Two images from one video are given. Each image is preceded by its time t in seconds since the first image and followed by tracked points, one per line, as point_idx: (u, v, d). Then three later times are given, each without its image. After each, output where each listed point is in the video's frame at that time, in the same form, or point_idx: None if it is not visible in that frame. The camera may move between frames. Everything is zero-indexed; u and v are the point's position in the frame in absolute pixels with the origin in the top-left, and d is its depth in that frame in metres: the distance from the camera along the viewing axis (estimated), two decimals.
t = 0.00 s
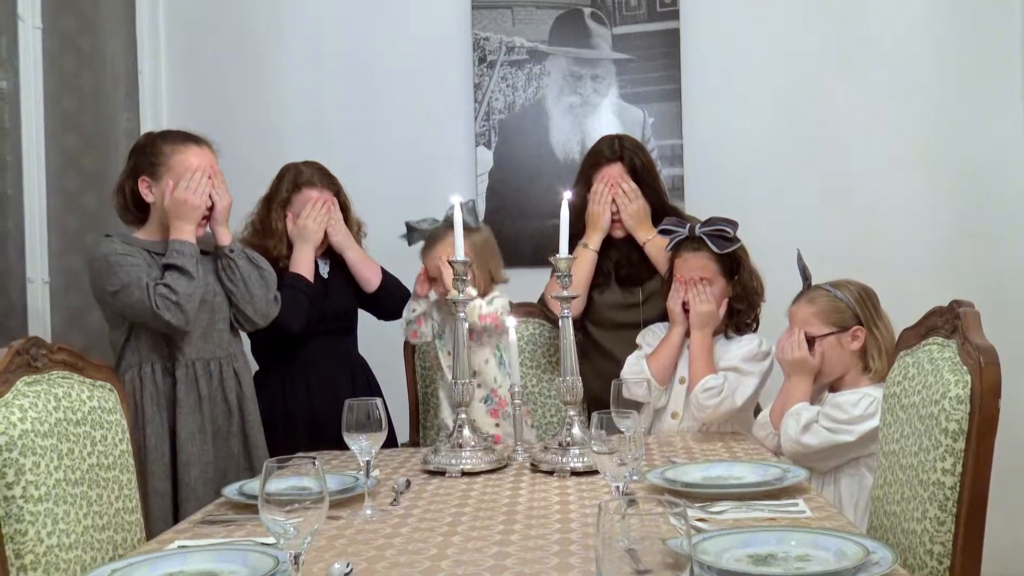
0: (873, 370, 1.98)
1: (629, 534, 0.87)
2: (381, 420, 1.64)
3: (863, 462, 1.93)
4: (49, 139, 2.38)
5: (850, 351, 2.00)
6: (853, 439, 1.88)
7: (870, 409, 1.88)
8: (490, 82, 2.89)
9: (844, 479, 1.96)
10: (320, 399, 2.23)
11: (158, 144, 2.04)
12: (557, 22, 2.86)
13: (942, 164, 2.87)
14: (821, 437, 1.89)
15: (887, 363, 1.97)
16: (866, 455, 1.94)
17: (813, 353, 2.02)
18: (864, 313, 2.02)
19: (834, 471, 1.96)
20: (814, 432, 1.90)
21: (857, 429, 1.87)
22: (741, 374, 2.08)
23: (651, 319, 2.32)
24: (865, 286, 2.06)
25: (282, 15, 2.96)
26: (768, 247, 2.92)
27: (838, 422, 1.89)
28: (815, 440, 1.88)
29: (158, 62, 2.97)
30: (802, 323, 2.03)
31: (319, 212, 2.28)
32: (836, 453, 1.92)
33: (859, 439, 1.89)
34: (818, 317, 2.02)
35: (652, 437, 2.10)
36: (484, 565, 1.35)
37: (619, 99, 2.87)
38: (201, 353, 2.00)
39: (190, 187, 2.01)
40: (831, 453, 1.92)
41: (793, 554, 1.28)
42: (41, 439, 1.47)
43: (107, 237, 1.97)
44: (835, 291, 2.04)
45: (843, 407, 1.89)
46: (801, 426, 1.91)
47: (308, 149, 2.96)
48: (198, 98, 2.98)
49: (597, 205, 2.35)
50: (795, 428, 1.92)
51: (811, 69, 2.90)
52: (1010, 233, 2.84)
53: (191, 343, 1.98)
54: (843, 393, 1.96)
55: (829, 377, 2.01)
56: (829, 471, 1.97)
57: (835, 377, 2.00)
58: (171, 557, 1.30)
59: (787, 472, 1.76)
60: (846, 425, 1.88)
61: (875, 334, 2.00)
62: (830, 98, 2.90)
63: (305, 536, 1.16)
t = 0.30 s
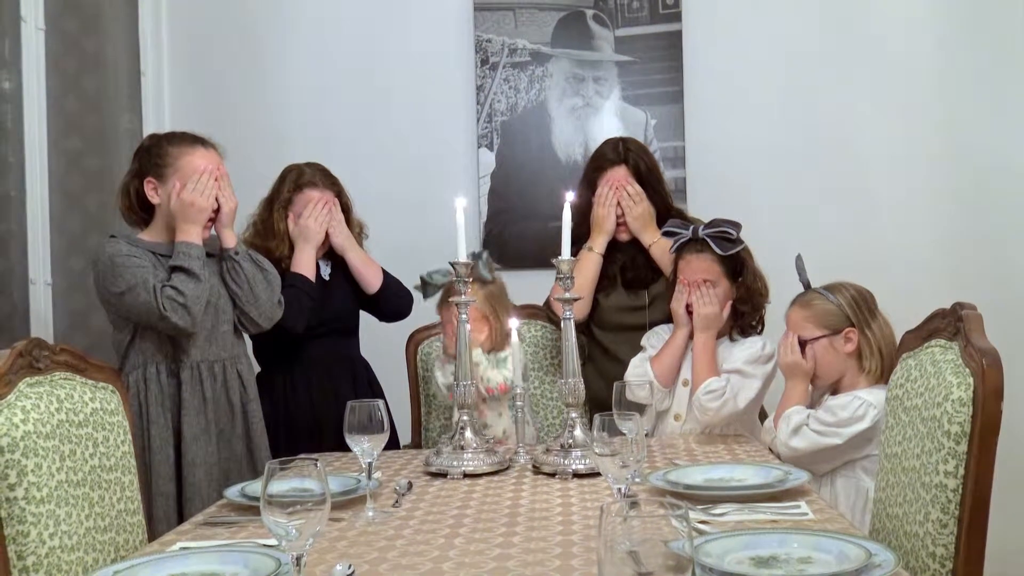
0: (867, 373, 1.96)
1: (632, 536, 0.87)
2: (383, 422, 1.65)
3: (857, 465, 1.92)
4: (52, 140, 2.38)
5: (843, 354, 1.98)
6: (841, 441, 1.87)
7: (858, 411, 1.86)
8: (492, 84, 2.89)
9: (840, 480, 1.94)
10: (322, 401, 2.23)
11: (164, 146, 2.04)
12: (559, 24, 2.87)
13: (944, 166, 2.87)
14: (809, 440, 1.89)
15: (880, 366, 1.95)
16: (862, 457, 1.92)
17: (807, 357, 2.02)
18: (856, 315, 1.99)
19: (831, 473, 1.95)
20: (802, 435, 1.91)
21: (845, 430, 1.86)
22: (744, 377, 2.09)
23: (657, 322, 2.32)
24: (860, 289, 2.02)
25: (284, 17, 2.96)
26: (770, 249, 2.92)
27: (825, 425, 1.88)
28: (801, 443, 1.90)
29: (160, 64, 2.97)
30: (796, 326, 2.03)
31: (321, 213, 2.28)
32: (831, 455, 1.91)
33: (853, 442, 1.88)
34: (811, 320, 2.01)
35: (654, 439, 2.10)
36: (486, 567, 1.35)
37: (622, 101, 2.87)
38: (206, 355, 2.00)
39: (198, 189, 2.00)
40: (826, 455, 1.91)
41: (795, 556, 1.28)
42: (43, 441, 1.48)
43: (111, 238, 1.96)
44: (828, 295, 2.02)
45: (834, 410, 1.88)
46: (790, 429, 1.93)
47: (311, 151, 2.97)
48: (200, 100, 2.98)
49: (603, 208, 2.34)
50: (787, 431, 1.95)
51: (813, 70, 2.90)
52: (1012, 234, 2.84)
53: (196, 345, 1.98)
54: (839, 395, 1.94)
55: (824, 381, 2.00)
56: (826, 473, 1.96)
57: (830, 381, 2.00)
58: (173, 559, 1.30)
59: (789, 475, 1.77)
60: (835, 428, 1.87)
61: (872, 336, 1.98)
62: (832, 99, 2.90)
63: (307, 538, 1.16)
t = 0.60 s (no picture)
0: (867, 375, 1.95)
1: (633, 538, 0.87)
2: (384, 423, 1.65)
3: (853, 468, 1.91)
4: (54, 142, 2.38)
5: (845, 356, 1.98)
6: (838, 444, 1.86)
7: (855, 414, 1.85)
8: (494, 85, 2.88)
9: (835, 482, 1.94)
10: (323, 402, 2.23)
11: (167, 147, 2.05)
12: (561, 25, 2.87)
13: (946, 166, 2.87)
14: (805, 441, 1.89)
15: (880, 368, 1.94)
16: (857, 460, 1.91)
17: (809, 358, 2.02)
18: (858, 318, 1.98)
19: (825, 475, 1.94)
20: (798, 436, 1.91)
21: (841, 433, 1.85)
22: (747, 379, 2.10)
23: (662, 323, 2.32)
24: (865, 292, 2.01)
25: (285, 18, 2.96)
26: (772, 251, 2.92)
27: (822, 427, 1.88)
28: (796, 443, 1.90)
29: (161, 66, 2.97)
30: (799, 328, 2.03)
31: (320, 216, 2.28)
32: (827, 456, 1.90)
33: (848, 443, 1.87)
34: (814, 322, 2.01)
35: (656, 441, 2.10)
36: (487, 569, 1.35)
37: (624, 102, 2.87)
38: (206, 357, 2.00)
39: (200, 190, 2.00)
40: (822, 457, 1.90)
41: (797, 559, 1.27)
42: (44, 442, 1.47)
43: (114, 240, 1.96)
44: (832, 297, 2.02)
45: (831, 412, 1.87)
46: (787, 428, 1.94)
47: (312, 153, 2.97)
48: (202, 101, 2.98)
49: (608, 210, 2.34)
50: (784, 430, 1.95)
51: (815, 72, 2.90)
52: (1015, 235, 2.83)
53: (197, 347, 1.98)
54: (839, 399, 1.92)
55: (826, 383, 2.00)
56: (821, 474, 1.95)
57: (831, 383, 2.00)
58: (173, 560, 1.30)
59: (790, 477, 1.77)
60: (831, 430, 1.86)
61: (875, 339, 1.97)
62: (835, 102, 2.90)
63: (308, 540, 1.16)
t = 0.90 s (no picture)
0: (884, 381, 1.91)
1: (635, 544, 0.83)
2: (383, 427, 1.61)
3: (872, 474, 1.87)
4: (46, 140, 2.34)
5: (861, 361, 1.93)
6: (862, 451, 1.83)
7: (879, 420, 1.82)
8: (495, 81, 2.84)
9: (852, 489, 1.89)
10: (321, 405, 2.19)
11: (160, 144, 2.00)
12: (563, 20, 2.82)
13: (953, 164, 2.82)
14: (827, 448, 1.84)
15: (900, 373, 1.89)
16: (877, 467, 1.88)
17: (823, 362, 1.96)
18: (875, 320, 1.95)
19: (841, 481, 1.91)
20: (821, 443, 1.85)
21: (866, 440, 1.83)
22: (753, 382, 2.04)
23: (667, 326, 2.28)
24: (879, 294, 1.98)
25: (283, 14, 2.92)
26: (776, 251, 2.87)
27: (845, 433, 1.84)
28: (821, 451, 1.84)
29: (156, 62, 2.93)
30: (812, 331, 1.98)
31: (317, 215, 2.22)
32: (844, 464, 1.86)
33: (874, 450, 1.84)
34: (828, 325, 1.96)
35: (660, 446, 2.05)
36: None
37: (627, 99, 2.82)
38: (200, 359, 1.95)
39: (193, 188, 1.96)
40: (839, 465, 1.87)
41: (804, 566, 1.23)
42: (34, 446, 1.43)
43: (106, 239, 1.92)
44: (845, 299, 1.98)
45: (853, 418, 1.85)
46: (808, 436, 1.87)
47: (311, 151, 2.92)
48: (199, 97, 2.94)
49: (612, 210, 2.29)
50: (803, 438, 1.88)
51: (821, 69, 2.86)
52: None
53: (190, 349, 1.94)
54: (854, 403, 1.90)
55: (840, 387, 1.95)
56: (838, 481, 1.91)
57: (846, 388, 1.94)
58: (165, 567, 1.25)
59: (797, 482, 1.73)
60: (854, 436, 1.83)
61: (890, 343, 1.93)
62: (840, 100, 2.85)
63: (305, 546, 1.11)
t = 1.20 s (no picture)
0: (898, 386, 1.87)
1: (638, 552, 0.82)
2: (379, 430, 1.57)
3: (888, 479, 1.84)
4: (35, 136, 2.29)
5: (876, 363, 1.89)
6: (883, 455, 1.79)
7: (898, 423, 1.79)
8: (495, 77, 2.79)
9: (868, 495, 1.86)
10: (317, 407, 2.14)
11: (153, 140, 1.95)
12: (565, 15, 2.77)
13: (957, 163, 2.73)
14: (848, 453, 1.79)
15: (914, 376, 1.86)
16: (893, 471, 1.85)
17: (838, 365, 1.91)
18: (889, 321, 1.91)
19: (856, 487, 1.87)
20: (840, 448, 1.81)
21: (886, 443, 1.78)
22: (757, 382, 1.98)
23: (667, 327, 2.23)
24: (890, 294, 1.95)
25: (280, 8, 2.87)
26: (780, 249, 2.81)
27: (865, 437, 1.79)
28: (842, 456, 1.79)
29: (150, 58, 2.88)
30: (825, 333, 1.93)
31: (314, 211, 2.18)
32: (859, 469, 1.82)
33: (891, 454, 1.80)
34: (842, 327, 1.91)
35: (663, 449, 2.00)
36: None
37: (630, 95, 2.77)
38: (193, 360, 1.91)
39: (185, 185, 1.91)
40: (854, 470, 1.82)
41: (812, 573, 1.18)
42: (24, 449, 1.39)
43: (97, 237, 1.87)
44: (858, 299, 1.93)
45: (871, 421, 1.80)
46: (827, 441, 1.81)
47: (308, 148, 2.88)
48: (195, 93, 2.89)
49: (611, 207, 2.25)
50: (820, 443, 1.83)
51: (822, 67, 2.78)
52: None
53: (182, 350, 1.89)
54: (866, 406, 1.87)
55: (854, 390, 1.90)
56: (851, 487, 1.87)
57: (859, 391, 1.90)
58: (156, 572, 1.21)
59: (804, 487, 1.68)
60: (873, 440, 1.79)
61: (903, 345, 1.90)
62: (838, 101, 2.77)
63: (300, 552, 1.07)
